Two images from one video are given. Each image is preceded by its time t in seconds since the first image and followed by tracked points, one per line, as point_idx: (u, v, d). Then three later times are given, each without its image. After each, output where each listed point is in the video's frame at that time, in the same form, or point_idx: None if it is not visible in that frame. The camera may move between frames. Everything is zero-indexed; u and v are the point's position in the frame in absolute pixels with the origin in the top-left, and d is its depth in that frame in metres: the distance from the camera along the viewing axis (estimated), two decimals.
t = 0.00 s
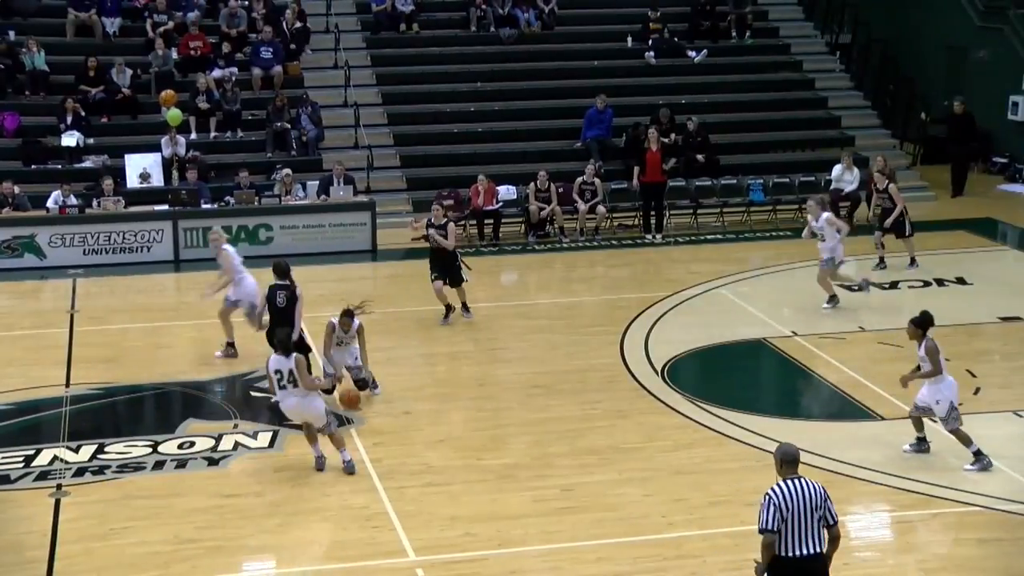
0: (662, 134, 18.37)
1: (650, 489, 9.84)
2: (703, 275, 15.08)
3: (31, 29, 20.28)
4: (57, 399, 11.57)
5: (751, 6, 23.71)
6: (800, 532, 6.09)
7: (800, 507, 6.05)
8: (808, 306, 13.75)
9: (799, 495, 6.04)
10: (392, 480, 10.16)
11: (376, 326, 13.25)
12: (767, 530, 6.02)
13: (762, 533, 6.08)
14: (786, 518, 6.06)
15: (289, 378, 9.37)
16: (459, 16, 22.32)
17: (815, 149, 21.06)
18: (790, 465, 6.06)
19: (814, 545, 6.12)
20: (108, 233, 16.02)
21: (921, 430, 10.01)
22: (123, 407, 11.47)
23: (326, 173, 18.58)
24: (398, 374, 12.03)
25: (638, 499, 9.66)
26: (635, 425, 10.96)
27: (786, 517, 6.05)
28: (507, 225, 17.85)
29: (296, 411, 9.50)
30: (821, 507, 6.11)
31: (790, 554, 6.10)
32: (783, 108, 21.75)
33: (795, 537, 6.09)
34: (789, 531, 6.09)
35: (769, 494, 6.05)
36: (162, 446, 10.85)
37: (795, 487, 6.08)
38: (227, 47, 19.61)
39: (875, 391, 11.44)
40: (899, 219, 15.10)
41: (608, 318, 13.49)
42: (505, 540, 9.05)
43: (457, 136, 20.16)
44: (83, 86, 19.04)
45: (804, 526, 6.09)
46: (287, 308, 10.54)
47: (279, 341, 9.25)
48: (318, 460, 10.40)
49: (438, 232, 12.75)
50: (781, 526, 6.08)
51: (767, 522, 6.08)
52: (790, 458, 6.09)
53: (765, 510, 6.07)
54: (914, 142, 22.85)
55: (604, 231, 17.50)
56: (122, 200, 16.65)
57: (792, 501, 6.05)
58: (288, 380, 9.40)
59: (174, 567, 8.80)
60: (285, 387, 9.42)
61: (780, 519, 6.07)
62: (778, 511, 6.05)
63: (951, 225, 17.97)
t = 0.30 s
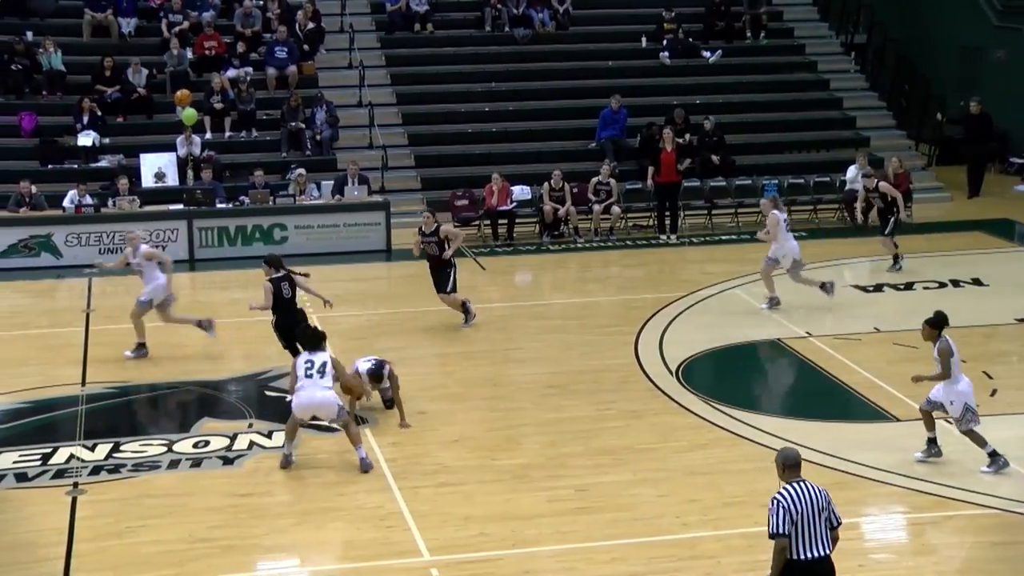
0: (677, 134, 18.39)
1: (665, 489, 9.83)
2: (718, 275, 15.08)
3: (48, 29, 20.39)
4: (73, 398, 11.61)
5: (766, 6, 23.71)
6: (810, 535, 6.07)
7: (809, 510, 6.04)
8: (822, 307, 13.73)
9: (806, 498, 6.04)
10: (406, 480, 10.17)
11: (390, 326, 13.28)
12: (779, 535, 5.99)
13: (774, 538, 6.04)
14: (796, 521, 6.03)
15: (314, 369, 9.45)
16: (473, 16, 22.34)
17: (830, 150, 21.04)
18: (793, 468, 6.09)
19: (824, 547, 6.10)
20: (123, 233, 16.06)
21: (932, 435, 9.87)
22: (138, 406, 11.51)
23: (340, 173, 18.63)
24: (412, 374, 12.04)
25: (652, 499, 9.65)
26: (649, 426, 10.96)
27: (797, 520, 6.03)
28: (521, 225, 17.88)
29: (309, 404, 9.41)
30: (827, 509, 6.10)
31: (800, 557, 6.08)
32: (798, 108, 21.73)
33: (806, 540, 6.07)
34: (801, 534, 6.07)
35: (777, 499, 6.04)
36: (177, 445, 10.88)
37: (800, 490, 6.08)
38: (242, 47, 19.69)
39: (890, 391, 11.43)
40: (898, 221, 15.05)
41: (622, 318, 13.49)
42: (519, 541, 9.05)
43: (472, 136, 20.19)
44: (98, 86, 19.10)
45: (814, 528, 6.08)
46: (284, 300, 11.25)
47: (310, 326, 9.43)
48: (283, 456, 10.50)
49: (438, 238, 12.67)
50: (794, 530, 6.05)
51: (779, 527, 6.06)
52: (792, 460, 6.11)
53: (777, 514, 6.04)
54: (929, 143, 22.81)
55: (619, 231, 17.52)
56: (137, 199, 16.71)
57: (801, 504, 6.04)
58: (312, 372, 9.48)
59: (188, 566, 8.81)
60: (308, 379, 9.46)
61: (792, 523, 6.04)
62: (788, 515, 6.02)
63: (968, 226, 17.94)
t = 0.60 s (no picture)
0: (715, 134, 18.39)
1: (702, 491, 9.79)
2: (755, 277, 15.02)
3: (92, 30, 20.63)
4: (112, 394, 11.69)
5: (806, 6, 23.67)
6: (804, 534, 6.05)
7: (801, 511, 6.00)
8: (861, 309, 13.65)
9: (797, 499, 5.99)
10: (443, 479, 10.18)
11: (429, 326, 13.31)
12: (779, 539, 5.92)
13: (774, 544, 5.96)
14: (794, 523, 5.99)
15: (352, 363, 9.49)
16: (512, 16, 22.39)
17: (870, 151, 20.97)
18: (774, 472, 6.04)
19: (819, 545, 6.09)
20: (162, 230, 16.24)
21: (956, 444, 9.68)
22: (177, 402, 11.58)
23: (378, 173, 18.70)
24: (449, 373, 12.05)
25: (689, 501, 9.62)
26: (686, 427, 10.92)
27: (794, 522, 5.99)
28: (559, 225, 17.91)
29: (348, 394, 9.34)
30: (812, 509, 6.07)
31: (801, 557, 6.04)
32: (837, 109, 21.64)
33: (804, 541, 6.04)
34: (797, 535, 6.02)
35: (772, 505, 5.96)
36: (215, 442, 10.93)
37: (787, 493, 6.02)
38: (281, 46, 19.84)
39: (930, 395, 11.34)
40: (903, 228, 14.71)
41: (659, 318, 13.46)
42: (555, 541, 9.03)
43: (510, 136, 20.24)
44: (140, 85, 19.24)
45: (807, 528, 6.06)
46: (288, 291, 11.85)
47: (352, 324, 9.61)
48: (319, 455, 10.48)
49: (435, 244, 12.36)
50: (790, 533, 5.99)
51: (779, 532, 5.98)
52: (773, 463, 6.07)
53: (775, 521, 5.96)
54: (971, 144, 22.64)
55: (657, 232, 17.52)
56: (177, 197, 16.85)
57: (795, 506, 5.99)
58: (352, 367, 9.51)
59: (226, 561, 8.85)
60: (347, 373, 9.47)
61: (789, 526, 5.99)
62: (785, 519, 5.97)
63: (1010, 228, 17.79)
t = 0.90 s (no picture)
0: (779, 136, 18.40)
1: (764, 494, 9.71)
2: (818, 279, 14.90)
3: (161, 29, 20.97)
4: (177, 389, 11.80)
5: (873, 7, 23.58)
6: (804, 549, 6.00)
7: (798, 526, 5.95)
8: (926, 313, 13.49)
9: (792, 515, 5.95)
10: (503, 479, 10.17)
11: (490, 325, 13.33)
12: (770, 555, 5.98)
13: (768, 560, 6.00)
14: (791, 540, 5.95)
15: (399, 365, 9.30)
16: (575, 16, 22.48)
17: (937, 153, 20.78)
18: (766, 486, 5.99)
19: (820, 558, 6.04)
20: (226, 227, 16.44)
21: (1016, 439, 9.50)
22: (240, 398, 11.66)
23: (440, 172, 18.80)
24: (511, 372, 12.06)
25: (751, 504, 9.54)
26: (747, 429, 10.84)
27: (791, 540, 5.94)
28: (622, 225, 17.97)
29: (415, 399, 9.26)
30: (808, 523, 6.01)
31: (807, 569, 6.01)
32: (904, 111, 21.48)
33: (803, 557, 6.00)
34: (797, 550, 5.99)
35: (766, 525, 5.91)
36: (277, 438, 10.99)
37: (782, 507, 5.98)
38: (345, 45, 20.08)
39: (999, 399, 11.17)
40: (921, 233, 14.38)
41: (720, 320, 13.39)
42: (615, 541, 9.00)
43: (574, 136, 20.31)
44: (206, 82, 19.46)
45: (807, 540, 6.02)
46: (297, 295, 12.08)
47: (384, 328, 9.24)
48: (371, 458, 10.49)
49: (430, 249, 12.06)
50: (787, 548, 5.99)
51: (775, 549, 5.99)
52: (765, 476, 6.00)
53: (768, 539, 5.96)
54: None
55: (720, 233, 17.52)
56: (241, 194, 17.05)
57: (791, 522, 5.95)
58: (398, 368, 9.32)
59: (286, 557, 8.89)
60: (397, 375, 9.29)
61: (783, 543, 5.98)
62: (781, 536, 5.94)
63: None
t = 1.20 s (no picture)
0: (877, 137, 18.52)
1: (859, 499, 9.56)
2: (916, 284, 14.70)
3: (261, 27, 21.42)
4: (271, 383, 11.91)
5: (981, 6, 23.31)
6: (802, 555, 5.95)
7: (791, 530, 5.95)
8: None
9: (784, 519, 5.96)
10: (595, 479, 10.13)
11: (583, 324, 13.31)
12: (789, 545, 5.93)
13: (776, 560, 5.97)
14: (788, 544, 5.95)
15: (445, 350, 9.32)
16: (673, 16, 22.64)
17: None
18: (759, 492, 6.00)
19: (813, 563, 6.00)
20: (322, 223, 16.78)
21: None
22: (333, 392, 11.74)
23: (536, 170, 18.87)
24: (603, 372, 12.04)
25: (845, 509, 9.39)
26: (842, 434, 10.70)
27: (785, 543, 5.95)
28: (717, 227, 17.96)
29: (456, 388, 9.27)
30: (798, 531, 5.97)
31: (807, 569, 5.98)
32: (1008, 112, 21.15)
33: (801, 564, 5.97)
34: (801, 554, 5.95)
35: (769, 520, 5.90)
36: (370, 434, 11.04)
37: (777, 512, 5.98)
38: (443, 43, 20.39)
39: None
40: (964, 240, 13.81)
41: (813, 324, 13.27)
42: (706, 544, 8.91)
43: (669, 136, 20.40)
44: (303, 79, 19.80)
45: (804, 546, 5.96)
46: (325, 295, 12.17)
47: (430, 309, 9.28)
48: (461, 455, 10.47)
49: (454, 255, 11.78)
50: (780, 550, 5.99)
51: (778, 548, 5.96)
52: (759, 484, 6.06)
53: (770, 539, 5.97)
54: None
55: (816, 236, 17.54)
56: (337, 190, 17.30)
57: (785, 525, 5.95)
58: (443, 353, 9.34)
59: (377, 552, 8.90)
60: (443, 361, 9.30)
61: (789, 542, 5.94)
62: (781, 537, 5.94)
63: None
